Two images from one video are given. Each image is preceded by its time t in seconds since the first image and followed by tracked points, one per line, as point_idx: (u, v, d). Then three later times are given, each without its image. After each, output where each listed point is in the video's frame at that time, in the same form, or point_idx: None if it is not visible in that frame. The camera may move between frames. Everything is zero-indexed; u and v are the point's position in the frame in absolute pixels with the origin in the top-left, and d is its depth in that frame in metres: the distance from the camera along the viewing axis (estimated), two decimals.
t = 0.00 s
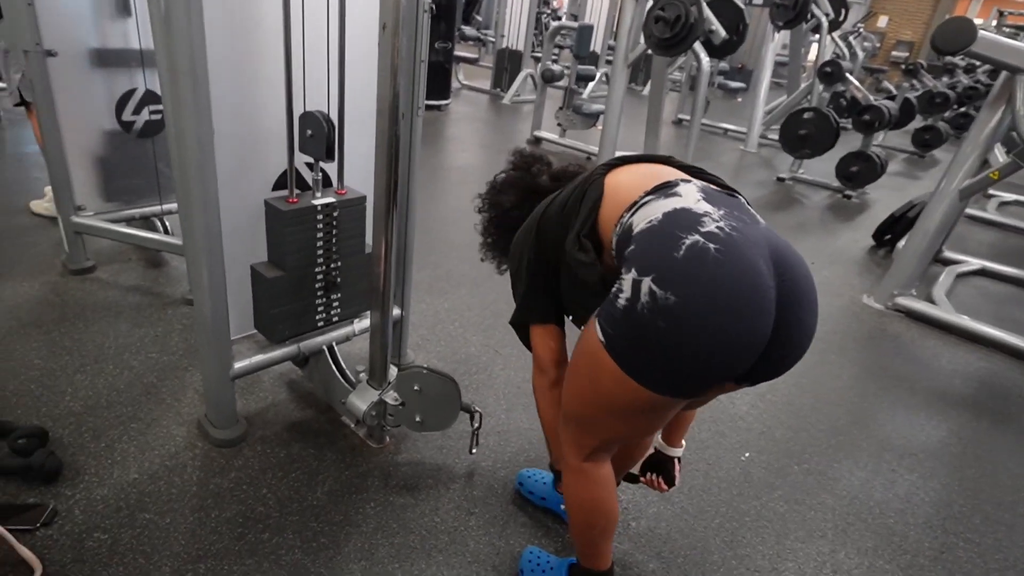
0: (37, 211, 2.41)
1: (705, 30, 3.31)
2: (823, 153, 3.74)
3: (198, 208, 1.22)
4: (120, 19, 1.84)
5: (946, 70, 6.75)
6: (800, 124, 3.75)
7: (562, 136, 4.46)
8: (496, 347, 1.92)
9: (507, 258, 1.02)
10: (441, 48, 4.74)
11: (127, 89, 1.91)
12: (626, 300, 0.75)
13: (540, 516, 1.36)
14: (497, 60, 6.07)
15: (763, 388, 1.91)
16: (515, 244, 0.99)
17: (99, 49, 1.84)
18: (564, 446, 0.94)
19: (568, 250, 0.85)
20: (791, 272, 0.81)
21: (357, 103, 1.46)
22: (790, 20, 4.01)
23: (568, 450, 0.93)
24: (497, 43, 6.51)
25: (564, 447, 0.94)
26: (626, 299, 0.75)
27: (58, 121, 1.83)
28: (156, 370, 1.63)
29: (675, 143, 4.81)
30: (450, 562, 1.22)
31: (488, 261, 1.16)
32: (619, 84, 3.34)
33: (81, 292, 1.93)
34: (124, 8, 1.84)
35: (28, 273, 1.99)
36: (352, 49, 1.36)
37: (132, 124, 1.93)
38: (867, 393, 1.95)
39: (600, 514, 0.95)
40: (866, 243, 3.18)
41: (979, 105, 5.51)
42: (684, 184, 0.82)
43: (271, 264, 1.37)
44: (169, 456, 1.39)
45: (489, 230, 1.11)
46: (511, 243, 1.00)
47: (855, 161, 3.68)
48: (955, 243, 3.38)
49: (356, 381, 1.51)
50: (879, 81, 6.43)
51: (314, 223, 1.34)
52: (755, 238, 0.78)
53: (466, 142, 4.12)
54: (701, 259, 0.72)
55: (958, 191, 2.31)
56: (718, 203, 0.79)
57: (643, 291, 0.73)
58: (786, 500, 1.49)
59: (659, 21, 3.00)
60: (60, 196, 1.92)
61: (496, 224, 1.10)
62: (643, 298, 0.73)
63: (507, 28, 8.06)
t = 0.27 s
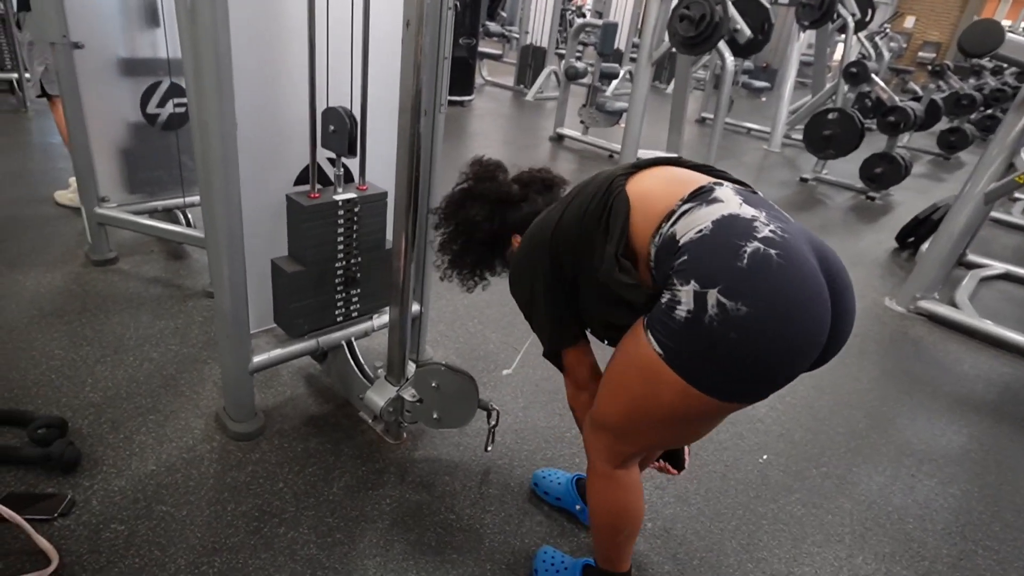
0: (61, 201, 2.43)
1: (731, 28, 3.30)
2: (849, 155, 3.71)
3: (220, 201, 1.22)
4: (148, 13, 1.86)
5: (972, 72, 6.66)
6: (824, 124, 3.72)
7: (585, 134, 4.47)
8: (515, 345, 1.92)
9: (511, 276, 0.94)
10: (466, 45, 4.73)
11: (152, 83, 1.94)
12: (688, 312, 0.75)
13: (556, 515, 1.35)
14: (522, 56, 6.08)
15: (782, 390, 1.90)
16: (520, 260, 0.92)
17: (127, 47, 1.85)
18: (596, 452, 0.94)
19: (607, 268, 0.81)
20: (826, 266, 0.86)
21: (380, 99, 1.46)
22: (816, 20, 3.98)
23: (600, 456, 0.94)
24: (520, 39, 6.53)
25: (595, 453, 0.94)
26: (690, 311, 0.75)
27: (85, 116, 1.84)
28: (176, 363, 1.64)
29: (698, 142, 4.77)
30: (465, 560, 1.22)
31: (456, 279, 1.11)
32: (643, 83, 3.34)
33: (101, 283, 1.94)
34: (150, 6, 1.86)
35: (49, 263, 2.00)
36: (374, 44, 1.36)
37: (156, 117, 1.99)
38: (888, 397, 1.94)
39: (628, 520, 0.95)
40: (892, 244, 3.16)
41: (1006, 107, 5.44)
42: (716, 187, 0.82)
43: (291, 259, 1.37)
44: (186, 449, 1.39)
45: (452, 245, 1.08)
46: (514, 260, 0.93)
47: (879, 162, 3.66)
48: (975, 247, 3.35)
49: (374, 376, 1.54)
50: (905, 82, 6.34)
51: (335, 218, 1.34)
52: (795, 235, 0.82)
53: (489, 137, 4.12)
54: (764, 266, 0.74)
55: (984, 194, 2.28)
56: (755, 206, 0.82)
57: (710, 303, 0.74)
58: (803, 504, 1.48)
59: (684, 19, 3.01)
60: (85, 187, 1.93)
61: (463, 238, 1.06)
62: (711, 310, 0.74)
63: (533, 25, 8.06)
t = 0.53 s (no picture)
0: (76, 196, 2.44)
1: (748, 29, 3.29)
2: (865, 156, 3.68)
3: (233, 200, 1.22)
4: (162, 8, 1.86)
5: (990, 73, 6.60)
6: (840, 125, 3.70)
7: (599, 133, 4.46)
8: (527, 345, 1.92)
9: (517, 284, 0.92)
10: (481, 43, 4.73)
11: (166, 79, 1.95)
12: (729, 324, 0.76)
13: (566, 516, 1.35)
14: (538, 54, 6.08)
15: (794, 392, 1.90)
16: (527, 268, 0.90)
17: (141, 42, 1.86)
18: (616, 457, 0.94)
19: (635, 280, 0.81)
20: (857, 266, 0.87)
21: (392, 98, 1.45)
22: (833, 20, 3.95)
23: (620, 462, 0.94)
24: (535, 37, 6.53)
25: (615, 459, 0.95)
26: (730, 323, 0.76)
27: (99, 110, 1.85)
28: (187, 359, 1.65)
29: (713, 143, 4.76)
30: (475, 560, 1.22)
31: (452, 284, 1.11)
32: (659, 83, 3.33)
33: (113, 278, 1.95)
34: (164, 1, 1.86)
35: (62, 258, 2.01)
36: (388, 43, 1.36)
37: (171, 114, 1.99)
38: (901, 400, 1.93)
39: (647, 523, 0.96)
40: (906, 247, 3.14)
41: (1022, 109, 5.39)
42: (745, 192, 0.83)
43: (303, 257, 1.37)
44: (197, 445, 1.39)
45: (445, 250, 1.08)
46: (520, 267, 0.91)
47: (894, 164, 3.65)
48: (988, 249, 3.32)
49: (385, 375, 1.54)
50: (922, 83, 6.28)
51: (347, 217, 1.33)
52: (828, 239, 0.83)
53: (504, 135, 4.13)
54: (806, 276, 0.76)
55: (1000, 198, 2.26)
56: (785, 211, 0.82)
57: (753, 315, 0.76)
58: (814, 507, 1.47)
59: (699, 19, 3.00)
60: (99, 184, 1.94)
61: (456, 243, 1.06)
62: (755, 322, 0.75)
63: (548, 22, 8.04)
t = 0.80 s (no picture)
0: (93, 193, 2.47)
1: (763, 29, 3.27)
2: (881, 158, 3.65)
3: (247, 198, 1.22)
4: (179, 6, 1.88)
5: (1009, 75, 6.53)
6: (856, 127, 3.67)
7: (613, 134, 4.45)
8: (538, 345, 1.92)
9: (532, 286, 0.92)
10: (495, 43, 4.73)
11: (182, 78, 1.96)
12: (757, 331, 0.76)
13: (576, 516, 1.35)
14: (551, 54, 6.08)
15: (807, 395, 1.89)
16: (542, 270, 0.89)
17: (157, 38, 1.87)
18: (634, 460, 0.94)
19: (658, 283, 0.81)
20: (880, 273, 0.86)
21: (406, 97, 1.46)
22: (850, 21, 3.92)
23: (639, 465, 0.94)
24: (548, 37, 6.53)
25: (634, 461, 0.94)
26: (757, 329, 0.76)
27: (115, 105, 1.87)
28: (201, 355, 1.66)
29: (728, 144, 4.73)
30: (485, 559, 1.22)
31: (467, 286, 1.11)
32: (673, 83, 3.31)
33: (128, 275, 1.96)
34: None
35: (78, 254, 2.04)
36: (402, 42, 1.36)
37: (186, 112, 2.00)
38: (916, 404, 1.91)
39: (665, 525, 0.96)
40: (922, 250, 3.11)
41: None
42: (770, 196, 0.83)
43: (316, 255, 1.38)
44: (210, 441, 1.40)
45: (458, 252, 1.09)
46: (536, 269, 0.90)
47: (910, 167, 3.62)
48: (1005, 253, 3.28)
49: (397, 373, 1.54)
50: (940, 85, 6.21)
51: (361, 215, 1.34)
52: (856, 245, 0.83)
53: (516, 135, 4.13)
54: (836, 283, 0.75)
55: (1018, 201, 2.24)
56: (811, 216, 0.82)
57: (781, 322, 0.75)
58: (826, 511, 1.46)
59: (715, 19, 2.97)
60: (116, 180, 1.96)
61: (470, 245, 1.06)
62: (783, 329, 0.75)
63: (562, 22, 8.03)
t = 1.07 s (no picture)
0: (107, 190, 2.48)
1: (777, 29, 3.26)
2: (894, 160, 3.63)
3: (260, 196, 1.22)
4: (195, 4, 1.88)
5: None
6: (870, 129, 3.65)
7: (625, 134, 4.44)
8: (549, 345, 1.92)
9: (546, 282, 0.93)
10: (507, 42, 4.72)
11: (198, 75, 1.97)
12: (765, 329, 0.76)
13: (586, 517, 1.35)
14: (563, 54, 6.07)
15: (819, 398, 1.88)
16: (556, 268, 0.90)
17: (171, 24, 1.87)
18: (647, 461, 0.94)
19: (669, 279, 0.80)
20: (892, 274, 0.85)
21: (419, 96, 1.46)
22: (866, 22, 3.89)
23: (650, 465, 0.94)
24: (560, 37, 6.52)
25: (645, 462, 0.94)
26: (765, 328, 0.76)
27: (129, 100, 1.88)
28: (213, 352, 1.67)
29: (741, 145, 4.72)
30: (494, 558, 1.22)
31: (485, 286, 1.12)
32: (685, 83, 3.30)
33: (140, 271, 1.98)
34: None
35: (91, 250, 2.05)
36: (416, 41, 1.36)
37: (201, 109, 2.01)
38: (929, 408, 1.90)
39: (675, 526, 0.95)
40: (935, 253, 3.08)
41: None
42: (783, 195, 0.82)
43: (328, 253, 1.38)
44: (221, 438, 1.41)
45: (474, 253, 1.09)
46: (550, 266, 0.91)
47: (925, 168, 3.59)
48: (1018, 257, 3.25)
49: (407, 371, 1.54)
50: (956, 87, 6.15)
51: (373, 213, 1.34)
52: (868, 246, 0.82)
53: (526, 134, 4.13)
54: (846, 282, 0.74)
55: None
56: (823, 216, 0.81)
57: (789, 321, 0.75)
58: (838, 515, 1.45)
59: (729, 20, 2.98)
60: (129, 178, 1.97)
61: (487, 246, 1.06)
62: (791, 327, 0.75)
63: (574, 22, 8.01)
